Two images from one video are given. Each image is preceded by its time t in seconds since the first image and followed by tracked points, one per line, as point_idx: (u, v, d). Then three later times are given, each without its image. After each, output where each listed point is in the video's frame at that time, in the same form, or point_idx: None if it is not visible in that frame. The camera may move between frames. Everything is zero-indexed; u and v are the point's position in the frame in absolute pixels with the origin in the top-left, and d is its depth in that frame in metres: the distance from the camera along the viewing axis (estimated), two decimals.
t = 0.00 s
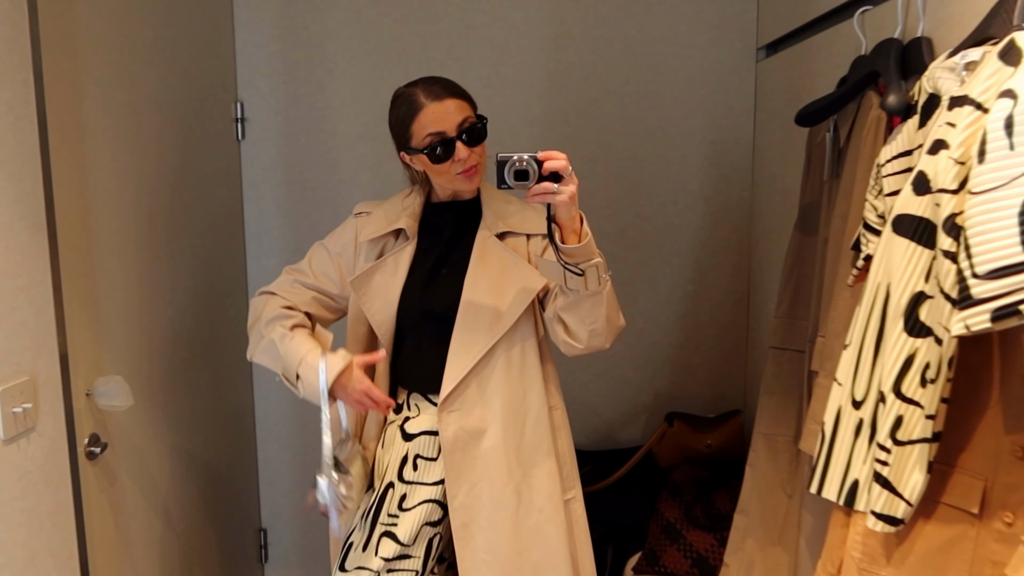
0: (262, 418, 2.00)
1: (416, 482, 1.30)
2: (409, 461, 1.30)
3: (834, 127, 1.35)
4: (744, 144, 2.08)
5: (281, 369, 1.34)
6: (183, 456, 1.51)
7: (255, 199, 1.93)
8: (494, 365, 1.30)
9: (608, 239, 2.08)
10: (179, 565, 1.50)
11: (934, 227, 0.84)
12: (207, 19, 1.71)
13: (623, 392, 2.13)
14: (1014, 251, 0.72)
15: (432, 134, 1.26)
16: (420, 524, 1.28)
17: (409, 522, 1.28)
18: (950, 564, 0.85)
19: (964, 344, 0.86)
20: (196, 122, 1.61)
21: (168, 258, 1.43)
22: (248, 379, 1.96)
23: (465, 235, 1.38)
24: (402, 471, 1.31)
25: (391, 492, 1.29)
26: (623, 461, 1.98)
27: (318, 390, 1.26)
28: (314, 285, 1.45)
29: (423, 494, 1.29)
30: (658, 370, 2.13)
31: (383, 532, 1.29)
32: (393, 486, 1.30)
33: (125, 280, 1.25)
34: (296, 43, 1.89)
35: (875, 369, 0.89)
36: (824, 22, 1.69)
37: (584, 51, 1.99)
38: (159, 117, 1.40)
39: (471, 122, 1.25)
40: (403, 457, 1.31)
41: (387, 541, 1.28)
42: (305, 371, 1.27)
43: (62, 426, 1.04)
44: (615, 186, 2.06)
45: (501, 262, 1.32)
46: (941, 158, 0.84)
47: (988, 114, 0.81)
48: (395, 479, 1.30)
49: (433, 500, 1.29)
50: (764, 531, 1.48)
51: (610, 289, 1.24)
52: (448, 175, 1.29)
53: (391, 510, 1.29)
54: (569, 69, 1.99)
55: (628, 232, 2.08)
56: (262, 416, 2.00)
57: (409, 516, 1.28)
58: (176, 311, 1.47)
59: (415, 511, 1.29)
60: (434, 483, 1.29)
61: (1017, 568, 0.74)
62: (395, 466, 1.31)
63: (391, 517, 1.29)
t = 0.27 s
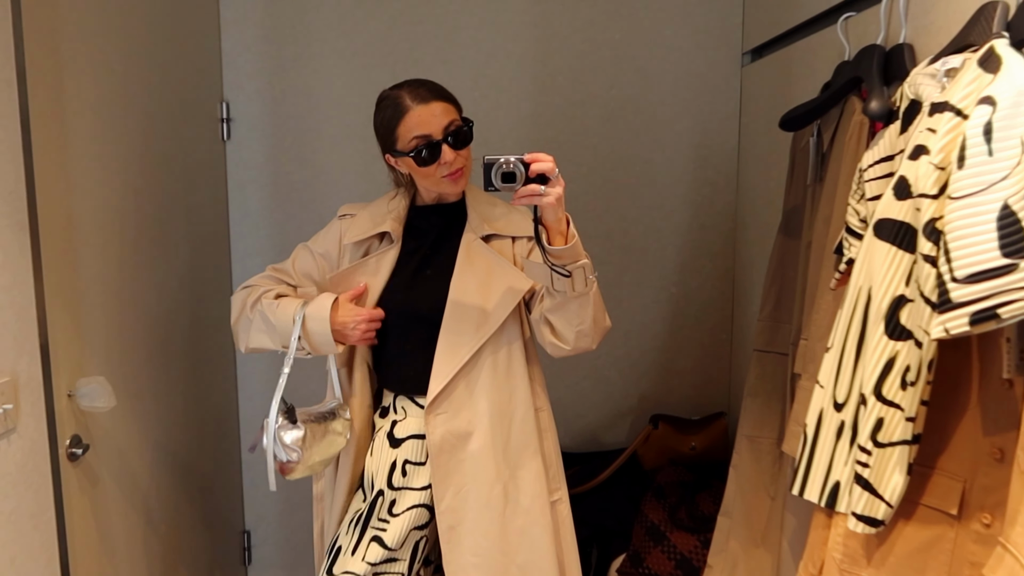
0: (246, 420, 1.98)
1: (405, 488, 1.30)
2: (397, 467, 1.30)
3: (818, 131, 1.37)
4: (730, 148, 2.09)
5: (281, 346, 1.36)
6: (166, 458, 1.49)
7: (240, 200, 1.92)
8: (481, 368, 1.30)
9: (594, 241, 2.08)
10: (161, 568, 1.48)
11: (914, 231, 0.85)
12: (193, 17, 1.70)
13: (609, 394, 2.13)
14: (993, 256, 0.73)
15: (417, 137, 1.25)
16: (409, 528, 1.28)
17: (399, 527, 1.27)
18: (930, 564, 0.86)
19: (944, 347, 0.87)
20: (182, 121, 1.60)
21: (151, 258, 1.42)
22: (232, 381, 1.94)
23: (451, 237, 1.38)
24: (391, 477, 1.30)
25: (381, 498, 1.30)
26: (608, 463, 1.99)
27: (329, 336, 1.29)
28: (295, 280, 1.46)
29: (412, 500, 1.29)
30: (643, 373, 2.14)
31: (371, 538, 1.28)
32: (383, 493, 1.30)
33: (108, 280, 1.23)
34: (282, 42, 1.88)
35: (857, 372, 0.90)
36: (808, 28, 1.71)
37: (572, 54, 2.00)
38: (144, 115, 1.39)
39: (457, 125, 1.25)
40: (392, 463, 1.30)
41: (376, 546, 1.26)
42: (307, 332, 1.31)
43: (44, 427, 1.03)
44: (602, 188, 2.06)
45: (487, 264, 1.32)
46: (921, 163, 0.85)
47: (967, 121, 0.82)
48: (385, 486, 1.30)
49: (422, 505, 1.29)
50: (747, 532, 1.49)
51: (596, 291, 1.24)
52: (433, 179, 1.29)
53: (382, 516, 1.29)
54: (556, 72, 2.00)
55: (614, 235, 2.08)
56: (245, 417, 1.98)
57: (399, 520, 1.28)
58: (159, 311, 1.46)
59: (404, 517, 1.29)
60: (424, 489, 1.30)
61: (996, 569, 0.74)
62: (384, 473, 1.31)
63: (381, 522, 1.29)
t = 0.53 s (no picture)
0: (242, 421, 1.98)
1: (404, 489, 1.29)
2: (397, 468, 1.30)
3: (815, 131, 1.37)
4: (727, 148, 2.09)
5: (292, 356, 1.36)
6: (162, 458, 1.49)
7: (235, 200, 1.91)
8: (479, 369, 1.30)
9: (592, 241, 2.08)
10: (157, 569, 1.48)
11: (912, 229, 0.85)
12: (189, 16, 1.69)
13: (606, 394, 2.13)
14: (991, 254, 0.73)
15: (414, 137, 1.25)
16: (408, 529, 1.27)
17: (398, 528, 1.27)
18: (928, 564, 0.86)
19: (941, 346, 0.87)
20: (177, 119, 1.59)
21: (146, 258, 1.41)
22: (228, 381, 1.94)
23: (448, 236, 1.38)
24: (390, 479, 1.30)
25: (380, 499, 1.29)
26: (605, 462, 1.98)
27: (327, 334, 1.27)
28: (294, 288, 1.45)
29: (411, 501, 1.29)
30: (640, 372, 2.14)
31: (370, 538, 1.27)
32: (382, 494, 1.30)
33: (103, 279, 1.22)
34: (279, 42, 1.88)
35: (856, 371, 0.90)
36: (805, 27, 1.71)
37: (569, 54, 2.00)
38: (139, 114, 1.38)
39: (454, 125, 1.25)
40: (391, 464, 1.30)
41: (374, 546, 1.26)
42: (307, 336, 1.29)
43: (38, 426, 1.02)
44: (599, 188, 2.06)
45: (484, 264, 1.31)
46: (919, 161, 0.85)
47: (965, 119, 0.82)
48: (384, 487, 1.30)
49: (421, 506, 1.29)
50: (745, 532, 1.49)
51: (594, 292, 1.24)
52: (430, 179, 1.29)
53: (381, 517, 1.29)
54: (553, 72, 2.00)
55: (611, 234, 2.08)
56: (241, 417, 1.97)
57: (398, 521, 1.27)
58: (155, 311, 1.45)
59: (403, 518, 1.28)
60: (422, 490, 1.29)
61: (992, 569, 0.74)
62: (383, 475, 1.30)
63: (380, 523, 1.28)
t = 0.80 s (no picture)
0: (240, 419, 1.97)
1: (404, 486, 1.29)
2: (397, 466, 1.30)
3: (812, 128, 1.37)
4: (724, 145, 2.09)
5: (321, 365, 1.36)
6: (159, 457, 1.48)
7: (233, 198, 1.91)
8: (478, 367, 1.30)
9: (590, 239, 2.08)
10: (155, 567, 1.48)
11: (909, 226, 0.85)
12: (186, 14, 1.69)
13: (605, 392, 2.13)
14: (987, 250, 0.73)
15: (411, 134, 1.25)
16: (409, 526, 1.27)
17: (398, 525, 1.27)
18: (925, 559, 0.86)
19: (938, 342, 0.88)
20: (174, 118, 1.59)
21: (143, 256, 1.41)
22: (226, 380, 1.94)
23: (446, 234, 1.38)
24: (391, 476, 1.30)
25: (381, 496, 1.29)
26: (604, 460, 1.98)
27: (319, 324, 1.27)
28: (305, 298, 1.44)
29: (411, 499, 1.29)
30: (639, 370, 2.14)
31: (370, 536, 1.27)
32: (382, 492, 1.30)
33: (100, 277, 1.22)
34: (276, 40, 1.87)
35: (852, 367, 0.90)
36: (803, 25, 1.71)
37: (567, 52, 1.99)
38: (135, 112, 1.38)
39: (452, 122, 1.25)
40: (392, 462, 1.30)
41: (374, 544, 1.26)
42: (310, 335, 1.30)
43: (35, 424, 1.02)
44: (597, 186, 2.06)
45: (482, 262, 1.31)
46: (916, 158, 0.85)
47: (962, 115, 0.82)
48: (384, 485, 1.30)
49: (421, 503, 1.29)
50: (743, 529, 1.49)
51: (591, 291, 1.24)
52: (427, 176, 1.28)
53: (381, 515, 1.29)
54: (551, 70, 1.99)
55: (610, 232, 2.08)
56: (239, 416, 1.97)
57: (399, 518, 1.27)
58: (152, 310, 1.45)
59: (403, 515, 1.28)
60: (422, 487, 1.29)
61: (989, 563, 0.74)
62: (384, 472, 1.30)
63: (381, 521, 1.28)
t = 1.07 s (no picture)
0: (243, 419, 1.98)
1: (404, 484, 1.29)
2: (397, 464, 1.30)
3: (814, 126, 1.36)
4: (726, 145, 2.09)
5: (327, 334, 1.26)
6: (161, 456, 1.49)
7: (236, 198, 1.91)
8: (478, 366, 1.30)
9: (591, 238, 2.08)
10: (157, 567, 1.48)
11: (910, 224, 0.85)
12: (187, 14, 1.69)
13: (606, 391, 2.13)
14: (988, 248, 0.73)
15: (413, 134, 1.25)
16: (408, 524, 1.27)
17: (398, 523, 1.27)
18: (925, 559, 0.86)
19: (940, 341, 0.87)
20: (175, 118, 1.59)
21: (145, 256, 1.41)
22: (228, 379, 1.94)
23: (447, 234, 1.38)
24: (391, 474, 1.30)
25: (381, 494, 1.28)
26: (606, 459, 1.98)
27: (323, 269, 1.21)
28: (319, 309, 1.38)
29: (411, 497, 1.28)
30: (641, 370, 2.14)
31: (370, 533, 1.27)
32: (382, 489, 1.29)
33: (102, 277, 1.22)
34: (278, 40, 1.87)
35: (853, 365, 0.90)
36: (804, 23, 1.71)
37: (568, 51, 1.99)
38: (137, 112, 1.38)
39: (453, 122, 1.25)
40: (393, 460, 1.31)
41: (374, 541, 1.26)
42: (317, 286, 1.24)
43: (37, 424, 1.02)
44: (599, 185, 2.06)
45: (484, 262, 1.31)
46: (917, 156, 0.85)
47: (963, 114, 0.81)
48: (385, 482, 1.30)
49: (421, 502, 1.28)
50: (744, 528, 1.49)
51: (593, 291, 1.24)
52: (429, 176, 1.28)
53: (381, 512, 1.28)
54: (553, 69, 1.99)
55: (611, 231, 2.08)
56: (241, 415, 1.98)
57: (399, 516, 1.27)
58: (154, 309, 1.45)
59: (404, 513, 1.27)
60: (422, 485, 1.29)
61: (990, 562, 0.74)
62: (385, 470, 1.30)
63: (381, 518, 1.28)
